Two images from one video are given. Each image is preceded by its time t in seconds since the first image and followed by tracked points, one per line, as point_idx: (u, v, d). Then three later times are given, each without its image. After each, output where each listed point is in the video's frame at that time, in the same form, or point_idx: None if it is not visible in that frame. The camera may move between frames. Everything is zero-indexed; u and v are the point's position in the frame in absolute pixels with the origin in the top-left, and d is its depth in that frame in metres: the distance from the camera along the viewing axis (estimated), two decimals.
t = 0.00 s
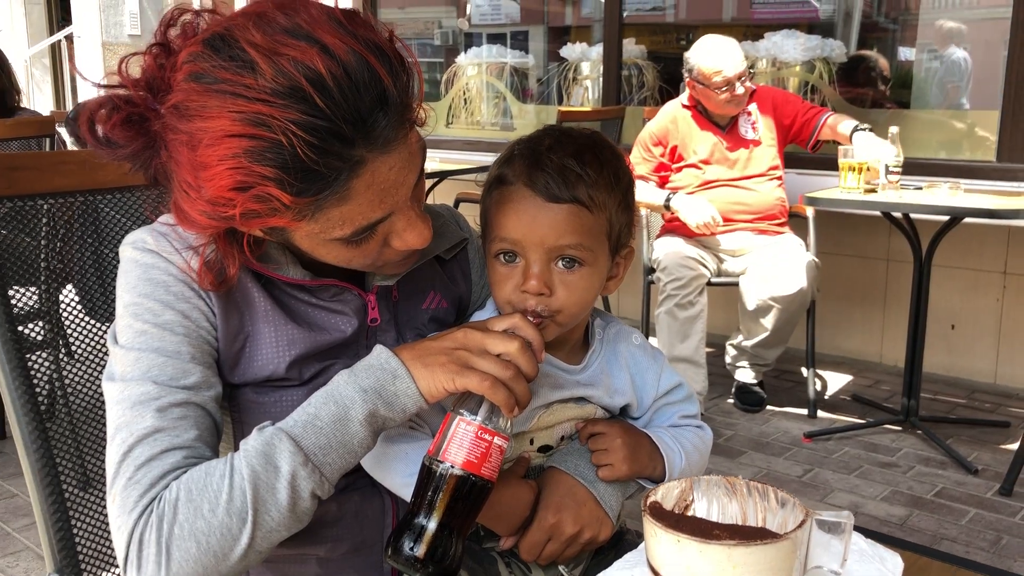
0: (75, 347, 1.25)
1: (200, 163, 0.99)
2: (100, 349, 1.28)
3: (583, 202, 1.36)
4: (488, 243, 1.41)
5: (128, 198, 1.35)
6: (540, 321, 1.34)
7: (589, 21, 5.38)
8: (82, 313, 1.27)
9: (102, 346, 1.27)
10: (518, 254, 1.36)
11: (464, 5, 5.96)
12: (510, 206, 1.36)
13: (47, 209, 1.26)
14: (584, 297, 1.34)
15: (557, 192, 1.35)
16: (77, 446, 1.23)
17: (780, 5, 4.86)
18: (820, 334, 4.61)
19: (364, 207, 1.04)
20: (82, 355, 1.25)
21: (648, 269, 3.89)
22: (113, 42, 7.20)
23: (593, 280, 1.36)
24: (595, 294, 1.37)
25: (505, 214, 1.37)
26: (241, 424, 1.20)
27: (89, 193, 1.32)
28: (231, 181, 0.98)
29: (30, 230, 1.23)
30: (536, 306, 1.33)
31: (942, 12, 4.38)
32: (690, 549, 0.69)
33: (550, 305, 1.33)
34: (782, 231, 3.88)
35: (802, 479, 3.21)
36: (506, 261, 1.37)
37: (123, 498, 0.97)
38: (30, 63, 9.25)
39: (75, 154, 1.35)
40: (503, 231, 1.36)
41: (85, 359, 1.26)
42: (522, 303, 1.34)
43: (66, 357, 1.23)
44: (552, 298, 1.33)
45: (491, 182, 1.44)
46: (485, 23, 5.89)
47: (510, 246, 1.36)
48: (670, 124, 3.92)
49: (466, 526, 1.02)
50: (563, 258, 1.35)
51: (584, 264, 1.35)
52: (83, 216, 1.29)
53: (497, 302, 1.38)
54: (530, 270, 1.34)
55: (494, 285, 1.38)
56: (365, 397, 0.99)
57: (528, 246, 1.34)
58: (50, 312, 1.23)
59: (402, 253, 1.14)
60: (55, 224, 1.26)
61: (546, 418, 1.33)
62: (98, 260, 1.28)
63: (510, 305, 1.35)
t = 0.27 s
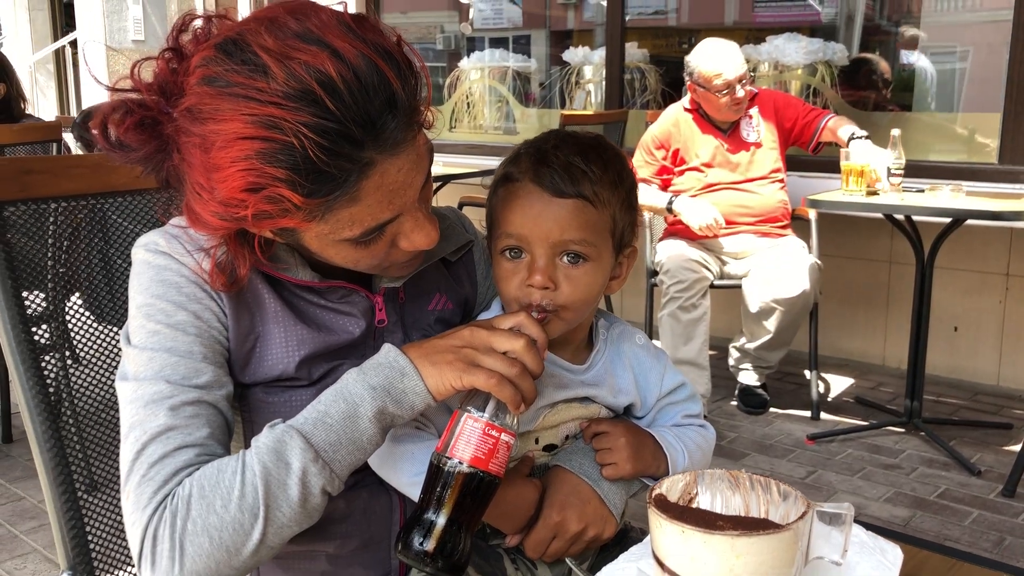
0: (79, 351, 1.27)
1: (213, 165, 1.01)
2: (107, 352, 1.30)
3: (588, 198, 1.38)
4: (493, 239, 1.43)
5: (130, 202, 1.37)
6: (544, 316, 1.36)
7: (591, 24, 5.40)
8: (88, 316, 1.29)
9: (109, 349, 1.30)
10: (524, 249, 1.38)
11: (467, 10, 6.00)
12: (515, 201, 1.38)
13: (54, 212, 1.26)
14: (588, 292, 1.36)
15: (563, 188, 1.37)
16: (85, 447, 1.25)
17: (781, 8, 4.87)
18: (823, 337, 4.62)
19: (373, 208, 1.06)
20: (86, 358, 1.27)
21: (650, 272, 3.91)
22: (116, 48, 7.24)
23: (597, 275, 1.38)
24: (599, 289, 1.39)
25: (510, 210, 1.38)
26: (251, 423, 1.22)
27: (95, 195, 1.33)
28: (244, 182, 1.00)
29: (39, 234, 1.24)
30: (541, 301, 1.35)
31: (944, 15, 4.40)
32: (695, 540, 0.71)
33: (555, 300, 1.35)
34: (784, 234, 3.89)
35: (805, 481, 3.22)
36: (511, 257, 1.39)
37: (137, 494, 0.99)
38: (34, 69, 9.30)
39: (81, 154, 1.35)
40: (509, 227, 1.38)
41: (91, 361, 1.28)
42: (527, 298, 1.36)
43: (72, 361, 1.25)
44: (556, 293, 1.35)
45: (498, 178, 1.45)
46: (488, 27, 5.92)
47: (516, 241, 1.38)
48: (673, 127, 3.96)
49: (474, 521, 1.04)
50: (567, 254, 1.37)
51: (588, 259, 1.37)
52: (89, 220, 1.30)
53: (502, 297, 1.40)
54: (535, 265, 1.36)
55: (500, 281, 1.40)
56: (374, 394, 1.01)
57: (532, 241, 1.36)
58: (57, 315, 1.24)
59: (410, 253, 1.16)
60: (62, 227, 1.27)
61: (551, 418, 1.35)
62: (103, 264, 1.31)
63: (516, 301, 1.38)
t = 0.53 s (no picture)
0: (93, 358, 1.27)
1: (214, 129, 1.02)
2: (121, 357, 1.31)
3: (605, 190, 1.41)
4: (510, 233, 1.45)
5: (143, 209, 1.39)
6: (561, 303, 1.37)
7: (598, 29, 5.42)
8: (102, 322, 1.30)
9: (124, 354, 1.31)
10: (541, 240, 1.40)
11: (474, 16, 6.02)
12: (534, 192, 1.41)
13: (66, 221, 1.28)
14: (604, 282, 1.39)
15: (582, 179, 1.40)
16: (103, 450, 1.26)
17: (788, 12, 4.88)
18: (831, 341, 4.62)
19: (365, 194, 1.05)
20: (100, 364, 1.27)
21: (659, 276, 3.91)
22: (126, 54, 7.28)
23: (613, 267, 1.41)
24: (615, 282, 1.42)
25: (528, 201, 1.41)
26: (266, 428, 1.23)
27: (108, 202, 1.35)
28: (241, 149, 1.01)
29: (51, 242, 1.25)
30: (560, 287, 1.37)
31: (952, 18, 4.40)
32: (709, 541, 0.72)
33: (573, 287, 1.38)
34: (793, 238, 3.90)
35: (815, 485, 3.22)
36: (528, 248, 1.41)
37: (154, 499, 1.00)
38: (45, 76, 9.37)
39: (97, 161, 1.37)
40: (527, 218, 1.41)
41: (106, 366, 1.28)
42: (544, 285, 1.38)
43: (83, 368, 1.25)
44: (573, 281, 1.38)
45: (516, 174, 1.49)
46: (495, 33, 5.94)
47: (534, 232, 1.40)
48: (680, 132, 3.96)
49: (490, 520, 1.06)
50: (584, 244, 1.39)
51: (605, 250, 1.40)
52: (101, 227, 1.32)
53: (517, 289, 1.42)
54: (553, 252, 1.39)
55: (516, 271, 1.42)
56: (386, 396, 1.02)
57: (550, 229, 1.39)
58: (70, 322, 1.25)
59: (409, 261, 1.14)
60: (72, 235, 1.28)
61: (563, 423, 1.36)
62: (116, 271, 1.32)
63: (531, 291, 1.39)
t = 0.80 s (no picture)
0: (110, 364, 1.27)
1: (239, 55, 1.20)
2: (138, 363, 1.31)
3: (627, 185, 1.43)
4: (532, 229, 1.46)
5: (159, 215, 1.38)
6: (588, 293, 1.38)
7: (608, 35, 5.42)
8: (118, 329, 1.30)
9: (141, 360, 1.31)
10: (564, 234, 1.41)
11: (485, 22, 6.05)
12: (557, 187, 1.43)
13: (82, 228, 1.28)
14: (627, 274, 1.40)
15: (605, 174, 1.42)
16: (121, 456, 1.27)
17: (800, 17, 4.87)
18: (845, 346, 4.60)
19: (326, 121, 1.13)
20: (117, 371, 1.28)
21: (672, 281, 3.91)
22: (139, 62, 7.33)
23: (635, 259, 1.42)
24: (637, 276, 1.42)
25: (551, 196, 1.43)
26: (285, 434, 1.23)
27: (125, 209, 1.34)
28: (250, 54, 1.18)
29: (66, 250, 1.25)
30: (585, 277, 1.38)
31: (965, 23, 4.39)
32: (734, 547, 0.71)
33: (598, 277, 1.39)
34: (806, 243, 3.89)
35: (830, 491, 3.21)
36: (551, 243, 1.42)
37: (174, 503, 1.00)
38: (58, 84, 9.44)
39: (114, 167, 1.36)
40: (550, 212, 1.42)
41: (123, 373, 1.29)
42: (568, 275, 1.39)
43: (98, 375, 1.26)
44: (596, 271, 1.39)
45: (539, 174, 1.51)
46: (506, 39, 5.96)
47: (556, 226, 1.41)
48: (693, 137, 3.97)
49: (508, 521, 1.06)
50: (606, 237, 1.40)
51: (627, 242, 1.41)
52: (117, 234, 1.32)
53: (539, 284, 1.43)
54: (576, 242, 1.40)
55: (539, 265, 1.43)
56: (401, 397, 1.01)
57: (573, 221, 1.40)
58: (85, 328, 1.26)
59: (373, 224, 1.16)
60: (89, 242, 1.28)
61: (581, 428, 1.36)
62: (131, 278, 1.33)
63: (555, 283, 1.40)
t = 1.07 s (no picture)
0: (122, 373, 1.28)
1: (265, 47, 1.27)
2: (149, 371, 1.32)
3: (637, 194, 1.43)
4: (542, 237, 1.45)
5: (169, 223, 1.40)
6: (597, 304, 1.37)
7: (618, 42, 5.43)
8: (129, 339, 1.31)
9: (151, 369, 1.32)
10: (574, 241, 1.40)
11: (495, 30, 6.06)
12: (567, 195, 1.42)
13: (95, 236, 1.29)
14: (637, 282, 1.38)
15: (615, 181, 1.42)
16: (136, 463, 1.27)
17: (811, 24, 4.87)
18: (857, 354, 4.57)
19: (345, 104, 1.19)
20: (128, 379, 1.29)
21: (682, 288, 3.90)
22: (151, 71, 7.38)
23: (645, 268, 1.40)
24: (647, 285, 1.41)
25: (562, 203, 1.42)
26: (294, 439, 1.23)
27: (136, 217, 1.35)
28: (275, 43, 1.25)
29: (79, 258, 1.26)
30: (593, 284, 1.37)
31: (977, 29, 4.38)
32: (745, 559, 0.71)
33: (607, 285, 1.37)
34: (817, 250, 3.87)
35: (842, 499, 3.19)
36: (562, 251, 1.41)
37: (156, 512, 1.02)
38: (71, 92, 9.51)
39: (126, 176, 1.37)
40: (559, 220, 1.42)
41: (134, 381, 1.30)
42: (578, 283, 1.38)
43: (109, 384, 1.26)
44: (606, 278, 1.37)
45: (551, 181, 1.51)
46: (515, 46, 5.97)
47: (566, 233, 1.40)
48: (704, 144, 3.96)
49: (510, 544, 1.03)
50: (615, 246, 1.39)
51: (636, 251, 1.39)
52: (129, 243, 1.33)
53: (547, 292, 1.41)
54: (585, 248, 1.39)
55: (549, 273, 1.42)
56: (384, 423, 0.98)
57: (582, 227, 1.39)
58: (98, 336, 1.26)
59: (385, 210, 1.20)
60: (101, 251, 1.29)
61: (591, 436, 1.36)
62: (142, 286, 1.34)
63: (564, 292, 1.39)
